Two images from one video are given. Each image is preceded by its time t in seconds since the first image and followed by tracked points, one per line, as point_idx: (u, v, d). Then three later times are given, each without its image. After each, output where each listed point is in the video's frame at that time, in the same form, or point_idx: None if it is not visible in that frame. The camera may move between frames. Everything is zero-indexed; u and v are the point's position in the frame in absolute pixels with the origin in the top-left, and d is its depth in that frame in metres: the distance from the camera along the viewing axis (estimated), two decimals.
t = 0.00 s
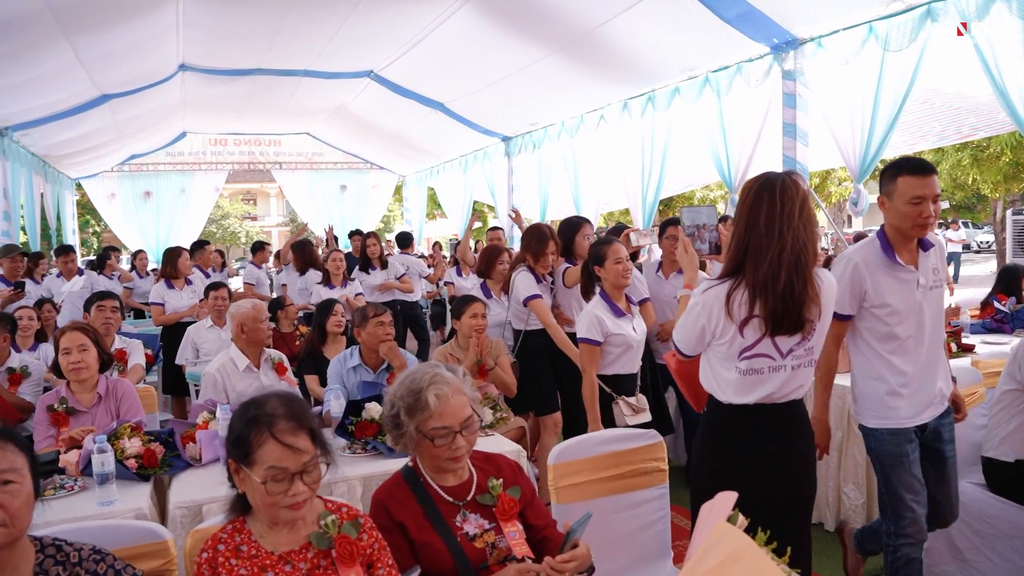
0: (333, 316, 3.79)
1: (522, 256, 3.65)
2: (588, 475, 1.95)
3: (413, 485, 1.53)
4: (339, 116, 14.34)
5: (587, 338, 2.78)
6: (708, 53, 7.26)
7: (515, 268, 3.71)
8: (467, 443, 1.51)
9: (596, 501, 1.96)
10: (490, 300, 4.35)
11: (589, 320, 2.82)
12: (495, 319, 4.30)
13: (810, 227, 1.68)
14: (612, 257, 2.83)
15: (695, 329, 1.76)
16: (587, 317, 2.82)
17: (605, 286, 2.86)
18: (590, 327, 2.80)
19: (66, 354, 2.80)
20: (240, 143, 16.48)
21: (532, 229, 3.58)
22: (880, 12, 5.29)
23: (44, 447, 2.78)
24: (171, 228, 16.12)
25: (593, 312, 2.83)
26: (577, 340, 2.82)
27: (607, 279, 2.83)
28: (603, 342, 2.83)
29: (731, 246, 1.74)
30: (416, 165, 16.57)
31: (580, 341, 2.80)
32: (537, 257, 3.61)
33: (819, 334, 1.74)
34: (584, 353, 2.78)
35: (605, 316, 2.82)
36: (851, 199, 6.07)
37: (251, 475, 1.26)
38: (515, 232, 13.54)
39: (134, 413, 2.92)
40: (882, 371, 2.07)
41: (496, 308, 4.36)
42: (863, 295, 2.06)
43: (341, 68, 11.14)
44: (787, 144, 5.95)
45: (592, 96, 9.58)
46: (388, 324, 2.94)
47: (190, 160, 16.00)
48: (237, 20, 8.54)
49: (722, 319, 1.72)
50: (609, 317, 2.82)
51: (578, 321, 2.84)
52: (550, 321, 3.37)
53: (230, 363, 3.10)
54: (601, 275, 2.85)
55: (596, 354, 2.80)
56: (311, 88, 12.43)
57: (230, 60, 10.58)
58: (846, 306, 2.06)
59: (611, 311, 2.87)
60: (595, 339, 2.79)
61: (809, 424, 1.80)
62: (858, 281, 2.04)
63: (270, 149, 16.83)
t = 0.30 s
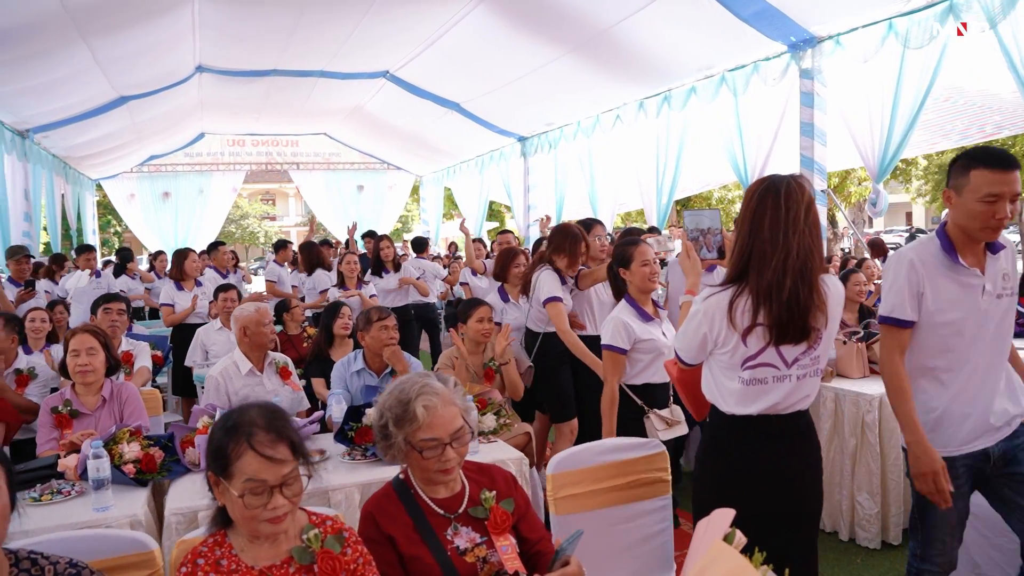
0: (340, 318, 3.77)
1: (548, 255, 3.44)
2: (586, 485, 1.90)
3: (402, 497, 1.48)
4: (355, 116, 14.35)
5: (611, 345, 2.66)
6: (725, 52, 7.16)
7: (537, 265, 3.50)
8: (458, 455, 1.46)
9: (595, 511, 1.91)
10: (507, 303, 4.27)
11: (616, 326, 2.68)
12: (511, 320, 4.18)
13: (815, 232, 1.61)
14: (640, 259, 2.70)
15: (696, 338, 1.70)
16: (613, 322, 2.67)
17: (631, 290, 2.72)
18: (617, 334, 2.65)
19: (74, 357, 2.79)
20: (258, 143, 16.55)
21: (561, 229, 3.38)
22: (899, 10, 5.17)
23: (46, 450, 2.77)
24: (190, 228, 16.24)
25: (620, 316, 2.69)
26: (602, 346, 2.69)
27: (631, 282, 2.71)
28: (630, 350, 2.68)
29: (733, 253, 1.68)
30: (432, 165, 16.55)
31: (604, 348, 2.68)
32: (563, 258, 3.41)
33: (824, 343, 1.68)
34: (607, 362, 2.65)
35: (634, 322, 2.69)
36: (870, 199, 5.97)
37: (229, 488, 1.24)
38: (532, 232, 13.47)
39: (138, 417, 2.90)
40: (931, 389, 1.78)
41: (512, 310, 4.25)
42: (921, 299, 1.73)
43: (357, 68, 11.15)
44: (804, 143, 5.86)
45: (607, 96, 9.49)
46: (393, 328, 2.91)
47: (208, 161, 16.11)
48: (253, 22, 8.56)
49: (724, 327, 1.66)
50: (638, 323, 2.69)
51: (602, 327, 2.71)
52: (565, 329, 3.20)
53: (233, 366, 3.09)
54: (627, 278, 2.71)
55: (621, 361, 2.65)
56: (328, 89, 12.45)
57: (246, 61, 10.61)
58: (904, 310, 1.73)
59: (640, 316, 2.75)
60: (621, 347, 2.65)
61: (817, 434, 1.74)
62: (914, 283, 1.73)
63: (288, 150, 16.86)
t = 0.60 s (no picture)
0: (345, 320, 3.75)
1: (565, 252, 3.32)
2: (584, 492, 1.86)
3: (391, 506, 1.44)
4: (368, 116, 14.34)
5: (637, 350, 2.40)
6: (738, 51, 7.07)
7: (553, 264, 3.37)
8: (447, 461, 1.43)
9: (593, 519, 1.86)
10: (521, 307, 3.79)
11: (640, 330, 2.42)
12: (526, 324, 3.75)
13: (818, 234, 1.56)
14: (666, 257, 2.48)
15: (695, 344, 1.65)
16: (638, 326, 2.41)
17: (654, 290, 2.51)
18: (643, 338, 2.40)
19: (79, 358, 2.78)
20: (271, 144, 16.58)
21: (573, 222, 3.27)
22: (915, 7, 5.06)
23: (46, 451, 2.75)
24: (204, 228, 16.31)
25: (645, 318, 2.44)
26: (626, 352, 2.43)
27: (657, 281, 2.48)
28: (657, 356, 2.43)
29: (733, 256, 1.63)
30: (445, 165, 16.52)
31: (631, 354, 2.41)
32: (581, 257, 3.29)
33: (829, 349, 1.63)
34: (636, 368, 2.38)
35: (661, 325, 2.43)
36: (884, 199, 5.88)
37: (209, 497, 1.21)
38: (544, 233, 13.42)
39: (139, 419, 2.88)
40: (1008, 421, 1.50)
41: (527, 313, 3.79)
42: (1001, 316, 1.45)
43: (370, 69, 11.13)
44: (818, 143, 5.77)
45: (619, 95, 9.42)
46: (394, 331, 2.87)
47: (222, 161, 16.17)
48: (264, 22, 8.56)
49: (724, 333, 1.61)
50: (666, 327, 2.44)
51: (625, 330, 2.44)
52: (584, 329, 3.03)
53: (235, 368, 3.06)
54: (651, 278, 2.49)
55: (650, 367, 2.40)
56: (340, 89, 12.44)
57: (259, 62, 10.62)
58: (978, 327, 1.44)
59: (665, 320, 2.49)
60: (648, 351, 2.40)
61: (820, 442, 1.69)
62: (992, 296, 1.44)
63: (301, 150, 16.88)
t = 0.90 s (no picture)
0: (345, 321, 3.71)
1: (580, 247, 3.08)
2: (579, 499, 1.81)
3: (377, 515, 1.40)
4: (376, 116, 14.31)
5: (655, 358, 2.31)
6: (746, 49, 6.99)
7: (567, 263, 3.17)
8: (432, 466, 1.38)
9: (589, 526, 1.81)
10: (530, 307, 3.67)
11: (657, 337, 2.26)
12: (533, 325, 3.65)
13: (817, 233, 1.51)
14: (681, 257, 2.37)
15: (691, 348, 1.60)
16: (653, 332, 2.30)
17: (669, 294, 2.37)
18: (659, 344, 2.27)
19: (77, 359, 2.75)
20: (279, 144, 16.58)
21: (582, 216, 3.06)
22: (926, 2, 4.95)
23: (39, 454, 2.72)
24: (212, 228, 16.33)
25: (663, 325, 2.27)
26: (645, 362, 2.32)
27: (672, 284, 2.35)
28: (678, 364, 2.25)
29: (730, 256, 1.58)
30: (453, 165, 16.49)
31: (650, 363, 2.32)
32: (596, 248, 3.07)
33: (830, 353, 1.57)
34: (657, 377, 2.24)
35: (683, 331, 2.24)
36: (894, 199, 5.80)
37: (183, 507, 1.17)
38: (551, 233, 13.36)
39: (135, 422, 2.84)
40: None
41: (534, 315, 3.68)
42: None
43: (377, 68, 11.10)
44: (828, 142, 5.69)
45: (626, 94, 9.35)
46: (391, 332, 2.83)
47: (230, 161, 16.18)
48: (270, 22, 8.54)
49: (720, 338, 1.56)
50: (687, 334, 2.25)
51: (640, 338, 2.35)
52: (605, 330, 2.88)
53: (233, 369, 3.02)
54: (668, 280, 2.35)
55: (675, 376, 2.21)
56: (347, 89, 12.42)
57: (265, 61, 10.60)
58: None
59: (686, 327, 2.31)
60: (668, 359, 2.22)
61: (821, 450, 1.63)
62: None
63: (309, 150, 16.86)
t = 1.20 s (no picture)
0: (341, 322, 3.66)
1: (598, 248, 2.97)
2: (571, 506, 1.76)
3: (360, 524, 1.35)
4: (378, 116, 14.27)
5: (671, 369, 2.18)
6: (750, 47, 6.93)
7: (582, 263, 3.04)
8: (414, 474, 1.34)
9: (582, 534, 1.77)
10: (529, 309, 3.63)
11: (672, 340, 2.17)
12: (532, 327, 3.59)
13: (815, 233, 1.46)
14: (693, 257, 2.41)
15: (684, 353, 1.55)
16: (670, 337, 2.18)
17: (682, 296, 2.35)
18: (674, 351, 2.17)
19: (67, 361, 2.71)
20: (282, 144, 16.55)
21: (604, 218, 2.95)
22: None
23: (28, 457, 2.68)
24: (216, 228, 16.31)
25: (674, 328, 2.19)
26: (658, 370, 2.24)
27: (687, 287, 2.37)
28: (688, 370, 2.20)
29: (725, 257, 1.53)
30: (456, 165, 16.44)
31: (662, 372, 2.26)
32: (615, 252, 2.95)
33: (828, 357, 1.52)
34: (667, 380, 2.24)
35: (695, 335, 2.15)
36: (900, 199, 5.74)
37: (151, 517, 1.12)
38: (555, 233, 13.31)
39: (126, 425, 2.80)
40: None
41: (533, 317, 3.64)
42: None
43: (379, 68, 11.05)
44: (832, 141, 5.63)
45: (629, 93, 9.29)
46: (384, 334, 2.79)
47: (233, 161, 16.16)
48: (271, 22, 8.49)
49: (713, 341, 1.51)
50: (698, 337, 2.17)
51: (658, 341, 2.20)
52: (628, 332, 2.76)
53: (226, 371, 2.98)
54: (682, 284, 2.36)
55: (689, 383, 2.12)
56: (350, 89, 12.38)
57: (267, 61, 10.56)
58: None
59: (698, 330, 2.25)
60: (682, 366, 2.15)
61: (819, 457, 1.58)
62: None
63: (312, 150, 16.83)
